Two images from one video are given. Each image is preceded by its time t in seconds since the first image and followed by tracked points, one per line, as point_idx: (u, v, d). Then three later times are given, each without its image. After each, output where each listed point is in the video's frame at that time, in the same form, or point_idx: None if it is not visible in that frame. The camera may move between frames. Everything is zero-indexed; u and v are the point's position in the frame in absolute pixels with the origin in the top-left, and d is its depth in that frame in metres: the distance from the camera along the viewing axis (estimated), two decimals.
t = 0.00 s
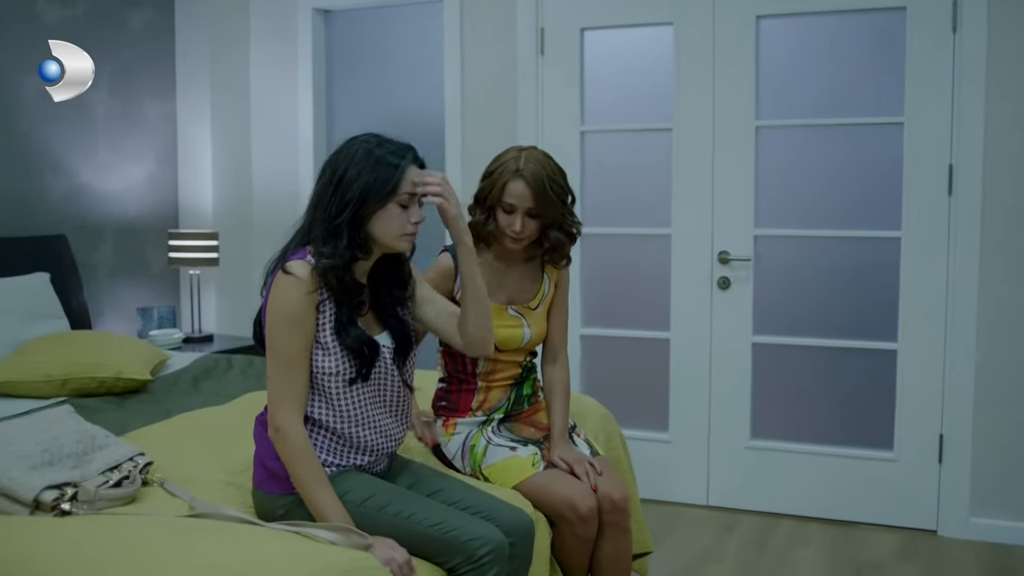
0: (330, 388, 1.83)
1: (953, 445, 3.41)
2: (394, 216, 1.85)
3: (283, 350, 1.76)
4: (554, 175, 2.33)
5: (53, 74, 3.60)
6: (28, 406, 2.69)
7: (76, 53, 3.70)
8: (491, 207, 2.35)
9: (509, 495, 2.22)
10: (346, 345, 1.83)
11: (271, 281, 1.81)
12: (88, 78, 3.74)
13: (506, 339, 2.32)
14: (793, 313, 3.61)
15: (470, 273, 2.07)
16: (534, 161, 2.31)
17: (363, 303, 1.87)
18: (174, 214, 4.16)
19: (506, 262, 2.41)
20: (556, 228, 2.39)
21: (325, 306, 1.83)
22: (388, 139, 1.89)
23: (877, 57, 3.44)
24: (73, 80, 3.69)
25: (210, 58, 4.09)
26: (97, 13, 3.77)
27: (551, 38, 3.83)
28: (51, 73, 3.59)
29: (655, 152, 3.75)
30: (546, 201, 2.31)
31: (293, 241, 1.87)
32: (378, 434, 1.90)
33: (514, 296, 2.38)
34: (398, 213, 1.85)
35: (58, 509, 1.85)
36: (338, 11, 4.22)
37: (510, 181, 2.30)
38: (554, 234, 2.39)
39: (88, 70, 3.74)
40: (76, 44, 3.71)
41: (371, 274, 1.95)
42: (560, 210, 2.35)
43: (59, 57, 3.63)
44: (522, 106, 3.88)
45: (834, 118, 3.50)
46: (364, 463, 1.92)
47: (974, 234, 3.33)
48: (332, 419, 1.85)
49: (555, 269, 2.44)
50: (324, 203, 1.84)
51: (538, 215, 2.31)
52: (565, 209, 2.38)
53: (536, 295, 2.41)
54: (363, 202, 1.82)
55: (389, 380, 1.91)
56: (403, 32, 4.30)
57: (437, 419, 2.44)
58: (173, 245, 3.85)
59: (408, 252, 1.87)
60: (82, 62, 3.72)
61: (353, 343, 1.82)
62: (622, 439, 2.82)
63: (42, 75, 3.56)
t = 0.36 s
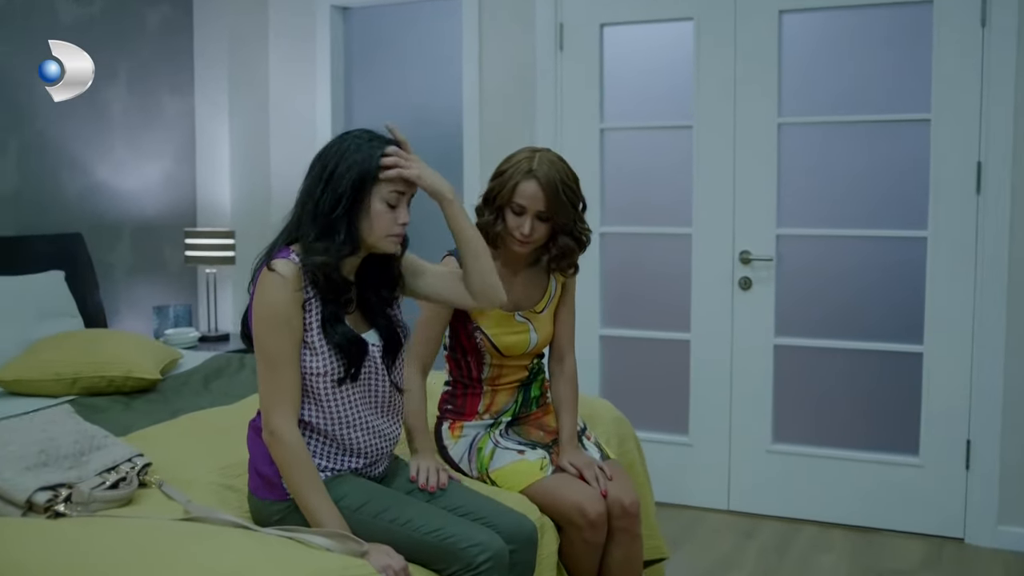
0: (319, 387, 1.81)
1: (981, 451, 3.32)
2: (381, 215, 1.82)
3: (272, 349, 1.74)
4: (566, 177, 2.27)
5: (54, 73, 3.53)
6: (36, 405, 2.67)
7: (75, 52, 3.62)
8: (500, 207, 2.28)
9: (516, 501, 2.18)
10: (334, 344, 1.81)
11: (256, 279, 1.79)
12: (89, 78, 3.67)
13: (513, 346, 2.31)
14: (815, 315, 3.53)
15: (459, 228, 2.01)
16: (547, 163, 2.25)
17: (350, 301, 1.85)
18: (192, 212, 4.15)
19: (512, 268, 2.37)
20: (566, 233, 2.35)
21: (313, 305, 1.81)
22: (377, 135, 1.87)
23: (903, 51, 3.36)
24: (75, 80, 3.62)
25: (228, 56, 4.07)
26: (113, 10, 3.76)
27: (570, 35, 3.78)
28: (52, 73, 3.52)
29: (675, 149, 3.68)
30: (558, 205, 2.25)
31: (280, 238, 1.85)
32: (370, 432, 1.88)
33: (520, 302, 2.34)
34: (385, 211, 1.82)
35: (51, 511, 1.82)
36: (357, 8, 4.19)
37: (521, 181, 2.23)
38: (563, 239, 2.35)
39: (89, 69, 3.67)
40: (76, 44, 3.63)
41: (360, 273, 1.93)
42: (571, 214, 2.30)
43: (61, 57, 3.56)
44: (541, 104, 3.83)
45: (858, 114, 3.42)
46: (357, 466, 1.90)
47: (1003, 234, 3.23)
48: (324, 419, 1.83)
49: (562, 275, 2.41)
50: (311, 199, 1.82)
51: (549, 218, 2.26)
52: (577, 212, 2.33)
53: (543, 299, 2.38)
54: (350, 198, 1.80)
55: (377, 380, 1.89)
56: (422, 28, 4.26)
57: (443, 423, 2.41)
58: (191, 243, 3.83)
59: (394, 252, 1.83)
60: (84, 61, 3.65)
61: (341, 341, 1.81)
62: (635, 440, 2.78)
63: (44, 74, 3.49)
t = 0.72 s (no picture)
0: (310, 385, 1.81)
1: (1011, 456, 3.22)
2: (368, 223, 1.80)
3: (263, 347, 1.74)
4: (580, 178, 2.21)
5: (53, 74, 3.45)
6: (46, 402, 2.66)
7: (75, 52, 3.53)
8: (510, 204, 2.24)
9: (520, 504, 2.14)
10: (325, 341, 1.81)
11: (245, 273, 1.79)
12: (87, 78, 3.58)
13: (521, 348, 2.28)
14: (841, 315, 3.45)
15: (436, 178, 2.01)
16: (560, 161, 2.19)
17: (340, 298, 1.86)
18: (212, 209, 4.14)
19: (524, 270, 2.32)
20: (579, 236, 2.28)
21: (303, 304, 1.81)
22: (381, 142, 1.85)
23: (932, 44, 3.26)
24: (72, 80, 3.53)
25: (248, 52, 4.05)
26: (131, 6, 3.74)
27: (591, 29, 3.72)
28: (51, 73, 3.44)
29: (698, 146, 3.61)
30: (570, 205, 2.20)
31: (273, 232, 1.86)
32: (363, 431, 1.87)
33: (529, 304, 2.30)
34: (373, 218, 1.80)
35: (45, 510, 1.79)
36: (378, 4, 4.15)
37: (532, 178, 2.19)
38: (576, 242, 2.28)
39: (87, 69, 3.58)
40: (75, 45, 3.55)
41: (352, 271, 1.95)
42: (584, 216, 2.24)
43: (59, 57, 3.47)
44: (562, 99, 3.77)
45: (886, 109, 3.33)
46: (353, 467, 1.89)
47: None
48: (315, 418, 1.83)
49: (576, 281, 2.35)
50: (303, 197, 1.83)
51: (559, 218, 2.20)
52: (591, 215, 2.26)
53: (554, 301, 2.33)
54: (339, 200, 1.81)
55: (369, 378, 1.90)
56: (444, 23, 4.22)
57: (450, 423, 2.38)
58: (209, 240, 3.82)
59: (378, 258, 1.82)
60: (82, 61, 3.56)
61: (332, 338, 1.81)
62: (651, 440, 2.73)
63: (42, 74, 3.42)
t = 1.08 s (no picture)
0: (307, 383, 1.78)
1: None
2: (344, 218, 1.76)
3: (258, 344, 1.71)
4: (590, 167, 2.16)
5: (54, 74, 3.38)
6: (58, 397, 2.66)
7: (75, 52, 3.46)
8: (519, 193, 2.20)
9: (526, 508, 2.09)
10: (322, 338, 1.79)
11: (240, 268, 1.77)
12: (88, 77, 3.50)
13: (533, 346, 2.23)
14: (868, 314, 3.36)
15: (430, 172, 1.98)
16: (571, 150, 2.15)
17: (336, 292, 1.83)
18: (234, 205, 4.13)
19: (534, 263, 2.26)
20: (588, 228, 2.21)
21: (299, 302, 1.78)
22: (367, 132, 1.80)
23: (963, 35, 3.17)
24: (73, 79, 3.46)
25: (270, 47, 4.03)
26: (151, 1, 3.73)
27: (614, 22, 3.66)
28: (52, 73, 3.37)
29: (723, 140, 3.54)
30: (577, 193, 2.14)
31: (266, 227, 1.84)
32: (361, 429, 1.84)
33: (540, 301, 2.24)
34: (348, 212, 1.76)
35: (41, 508, 1.77)
36: None
37: (541, 165, 2.14)
38: (583, 234, 2.20)
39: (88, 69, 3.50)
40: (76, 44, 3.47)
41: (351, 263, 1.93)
42: (593, 206, 2.17)
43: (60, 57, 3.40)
44: (584, 94, 3.72)
45: (915, 103, 3.24)
46: (352, 467, 1.86)
47: None
48: (311, 416, 1.80)
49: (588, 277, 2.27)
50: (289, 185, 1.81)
51: (566, 206, 2.14)
52: (602, 207, 2.20)
53: (566, 299, 2.27)
54: (319, 191, 1.78)
55: (366, 374, 1.88)
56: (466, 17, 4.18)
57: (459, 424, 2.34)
58: (229, 236, 3.81)
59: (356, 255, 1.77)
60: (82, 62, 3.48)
61: (329, 335, 1.78)
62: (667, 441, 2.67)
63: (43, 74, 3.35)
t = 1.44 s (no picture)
0: (304, 383, 1.75)
1: None
2: (334, 216, 1.74)
3: (255, 342, 1.69)
4: (597, 153, 2.13)
5: (53, 74, 3.31)
6: (70, 394, 2.66)
7: (75, 52, 3.38)
8: (525, 184, 2.17)
9: (534, 512, 2.04)
10: (320, 337, 1.76)
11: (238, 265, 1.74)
12: (89, 77, 3.43)
13: (542, 342, 2.19)
14: (896, 314, 3.28)
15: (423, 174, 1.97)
16: (577, 137, 2.12)
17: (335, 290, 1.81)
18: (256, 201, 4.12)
19: (543, 256, 2.23)
20: (596, 215, 2.18)
21: (298, 300, 1.75)
22: (354, 128, 1.77)
23: (995, 27, 3.08)
24: (74, 80, 3.39)
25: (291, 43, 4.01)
26: None
27: (637, 15, 3.60)
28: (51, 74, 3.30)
29: (748, 134, 3.47)
30: (585, 179, 2.11)
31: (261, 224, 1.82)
32: (358, 430, 1.81)
33: (550, 295, 2.21)
34: (337, 211, 1.73)
35: (38, 505, 1.76)
36: None
37: (548, 153, 2.11)
38: (592, 221, 2.17)
39: (89, 68, 3.43)
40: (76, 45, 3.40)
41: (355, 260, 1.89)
42: (601, 192, 2.15)
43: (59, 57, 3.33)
44: (607, 88, 3.66)
45: (944, 97, 3.16)
46: (350, 468, 1.83)
47: None
48: (308, 416, 1.77)
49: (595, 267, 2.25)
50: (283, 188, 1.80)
51: (575, 194, 2.11)
52: (610, 193, 2.17)
53: (576, 292, 2.24)
54: (310, 192, 1.76)
55: (367, 373, 1.84)
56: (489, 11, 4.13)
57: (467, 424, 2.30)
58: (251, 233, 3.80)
59: (352, 252, 1.74)
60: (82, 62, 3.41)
61: (327, 333, 1.76)
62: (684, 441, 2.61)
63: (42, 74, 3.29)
